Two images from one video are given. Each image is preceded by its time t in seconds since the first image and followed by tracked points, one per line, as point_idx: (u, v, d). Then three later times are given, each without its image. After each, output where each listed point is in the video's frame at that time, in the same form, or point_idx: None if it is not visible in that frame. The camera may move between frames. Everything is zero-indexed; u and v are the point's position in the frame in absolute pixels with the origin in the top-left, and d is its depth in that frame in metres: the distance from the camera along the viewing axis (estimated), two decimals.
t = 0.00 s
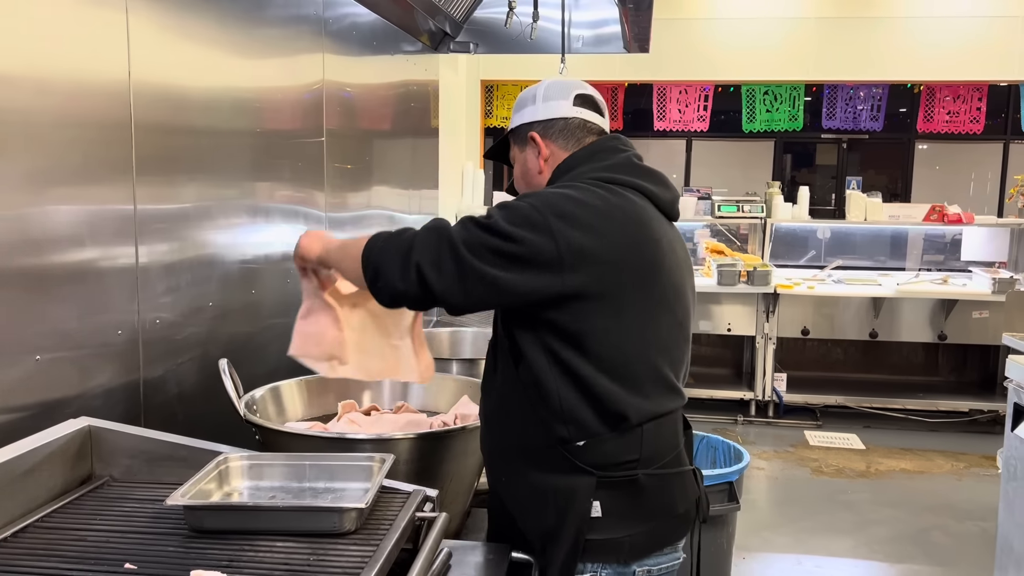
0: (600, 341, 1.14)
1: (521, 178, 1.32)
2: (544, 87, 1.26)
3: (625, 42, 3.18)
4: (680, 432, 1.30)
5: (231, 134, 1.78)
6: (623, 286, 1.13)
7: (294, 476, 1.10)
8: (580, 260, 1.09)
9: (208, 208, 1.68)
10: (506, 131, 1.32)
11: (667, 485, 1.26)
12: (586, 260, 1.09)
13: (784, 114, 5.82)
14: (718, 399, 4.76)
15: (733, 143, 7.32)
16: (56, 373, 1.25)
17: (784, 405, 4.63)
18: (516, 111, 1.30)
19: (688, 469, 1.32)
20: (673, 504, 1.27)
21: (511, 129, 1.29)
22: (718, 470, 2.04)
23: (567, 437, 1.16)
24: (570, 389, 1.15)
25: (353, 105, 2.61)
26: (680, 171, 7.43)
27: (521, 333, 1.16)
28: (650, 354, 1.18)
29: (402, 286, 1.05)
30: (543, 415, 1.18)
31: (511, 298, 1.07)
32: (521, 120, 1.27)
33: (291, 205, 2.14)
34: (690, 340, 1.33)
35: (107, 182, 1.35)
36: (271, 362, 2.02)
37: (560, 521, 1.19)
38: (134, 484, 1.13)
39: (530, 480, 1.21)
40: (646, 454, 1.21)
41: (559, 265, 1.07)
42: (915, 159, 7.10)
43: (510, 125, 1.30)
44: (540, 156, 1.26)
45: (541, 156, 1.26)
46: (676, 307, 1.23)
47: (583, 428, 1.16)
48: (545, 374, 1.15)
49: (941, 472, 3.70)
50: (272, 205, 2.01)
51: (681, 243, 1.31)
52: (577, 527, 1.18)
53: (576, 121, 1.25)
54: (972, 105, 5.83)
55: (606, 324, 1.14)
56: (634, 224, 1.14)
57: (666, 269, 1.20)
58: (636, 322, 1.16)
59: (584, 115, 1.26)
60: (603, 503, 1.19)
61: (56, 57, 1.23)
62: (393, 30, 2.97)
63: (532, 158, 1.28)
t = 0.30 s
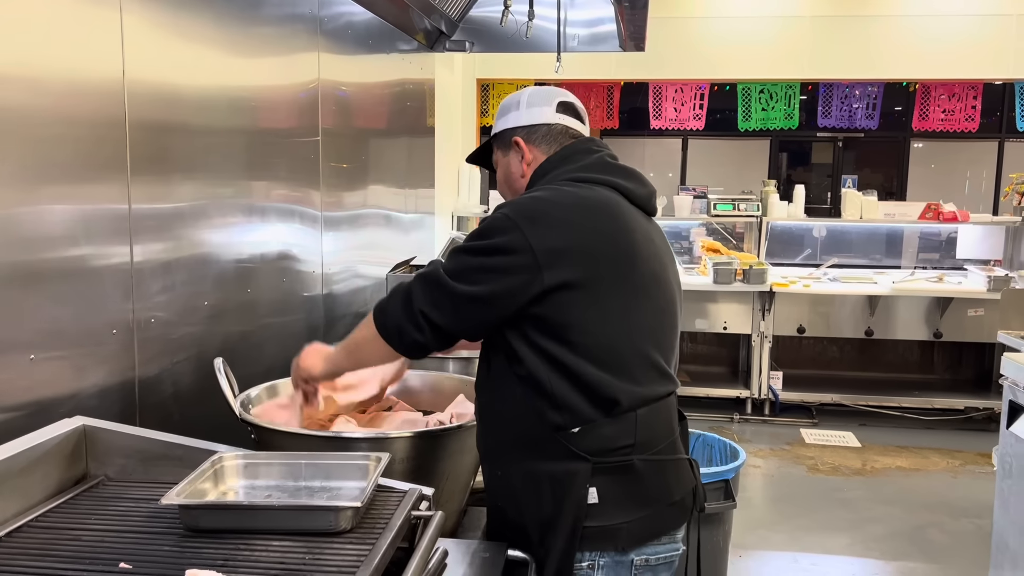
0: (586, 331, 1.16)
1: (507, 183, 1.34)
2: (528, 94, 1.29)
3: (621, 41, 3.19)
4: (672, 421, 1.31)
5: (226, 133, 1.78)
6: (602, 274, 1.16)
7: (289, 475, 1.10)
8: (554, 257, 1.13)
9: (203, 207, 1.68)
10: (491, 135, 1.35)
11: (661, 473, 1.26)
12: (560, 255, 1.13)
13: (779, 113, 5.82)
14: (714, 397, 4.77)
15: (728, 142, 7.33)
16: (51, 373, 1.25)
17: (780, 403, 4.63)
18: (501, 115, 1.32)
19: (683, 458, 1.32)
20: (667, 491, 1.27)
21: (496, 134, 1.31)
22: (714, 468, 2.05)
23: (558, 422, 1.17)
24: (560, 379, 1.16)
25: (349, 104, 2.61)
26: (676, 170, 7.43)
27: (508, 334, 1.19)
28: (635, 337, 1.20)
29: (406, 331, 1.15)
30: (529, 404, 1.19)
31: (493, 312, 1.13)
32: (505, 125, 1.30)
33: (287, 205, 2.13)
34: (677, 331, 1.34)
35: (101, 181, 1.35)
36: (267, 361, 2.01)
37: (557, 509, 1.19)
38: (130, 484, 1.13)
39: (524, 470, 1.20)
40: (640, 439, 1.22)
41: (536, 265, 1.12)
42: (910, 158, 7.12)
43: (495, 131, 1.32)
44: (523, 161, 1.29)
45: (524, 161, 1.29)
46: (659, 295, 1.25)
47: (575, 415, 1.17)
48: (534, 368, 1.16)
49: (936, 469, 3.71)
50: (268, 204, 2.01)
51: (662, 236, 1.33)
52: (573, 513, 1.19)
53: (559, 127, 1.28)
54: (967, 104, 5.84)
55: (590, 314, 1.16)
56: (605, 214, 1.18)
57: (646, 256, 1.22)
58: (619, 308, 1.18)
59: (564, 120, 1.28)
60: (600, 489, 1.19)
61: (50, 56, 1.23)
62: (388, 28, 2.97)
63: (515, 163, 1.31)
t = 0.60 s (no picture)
0: (596, 328, 1.17)
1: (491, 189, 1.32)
2: (506, 99, 1.27)
3: (616, 42, 3.19)
4: (679, 412, 1.32)
5: (221, 133, 1.77)
6: (609, 271, 1.17)
7: (285, 476, 1.09)
8: (563, 257, 1.13)
9: (198, 208, 1.68)
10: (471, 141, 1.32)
11: (672, 464, 1.27)
12: (569, 256, 1.13)
13: (775, 114, 5.83)
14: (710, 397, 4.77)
15: (724, 143, 7.34)
16: (46, 374, 1.24)
17: (776, 403, 4.63)
18: (481, 122, 1.30)
19: (692, 449, 1.34)
20: (679, 484, 1.29)
21: (478, 140, 1.29)
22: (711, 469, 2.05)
23: (571, 420, 1.17)
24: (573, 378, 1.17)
25: (345, 105, 2.61)
26: (672, 172, 7.44)
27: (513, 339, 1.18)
28: (641, 332, 1.21)
29: (420, 358, 1.12)
30: (540, 406, 1.18)
31: (505, 320, 1.11)
32: (489, 131, 1.28)
33: (282, 206, 2.13)
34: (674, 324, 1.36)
35: (96, 182, 1.34)
36: (263, 362, 2.01)
37: (573, 509, 1.19)
38: (125, 485, 1.13)
39: (535, 471, 1.19)
40: (652, 432, 1.23)
41: (547, 267, 1.12)
42: (905, 158, 7.13)
43: (476, 137, 1.30)
44: (510, 166, 1.28)
45: (512, 166, 1.28)
46: (660, 288, 1.26)
47: (589, 412, 1.17)
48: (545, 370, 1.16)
49: (932, 469, 3.71)
50: (263, 206, 2.01)
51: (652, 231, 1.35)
52: (591, 511, 1.19)
53: (542, 129, 1.28)
54: (962, 104, 5.86)
55: (599, 311, 1.17)
56: (607, 213, 1.19)
57: (645, 252, 1.24)
58: (625, 304, 1.19)
59: (545, 120, 1.28)
60: (616, 484, 1.20)
61: (44, 56, 1.22)
62: (384, 29, 2.97)
63: (501, 168, 1.29)
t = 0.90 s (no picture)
0: (665, 341, 1.15)
1: (505, 187, 1.21)
2: (525, 89, 1.16)
3: (611, 46, 3.18)
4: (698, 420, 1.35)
5: (215, 137, 1.77)
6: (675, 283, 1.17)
7: (278, 482, 1.09)
8: (655, 272, 1.10)
9: (192, 213, 1.67)
10: (482, 136, 1.20)
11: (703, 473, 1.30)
12: (657, 269, 1.11)
13: (769, 117, 5.85)
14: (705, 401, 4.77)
15: (719, 146, 7.35)
16: (38, 380, 1.24)
17: (771, 407, 4.64)
18: (495, 115, 1.18)
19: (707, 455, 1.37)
20: (709, 494, 1.31)
21: (497, 135, 1.17)
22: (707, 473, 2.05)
23: (621, 436, 1.16)
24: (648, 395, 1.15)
25: (339, 109, 2.61)
26: (667, 175, 7.45)
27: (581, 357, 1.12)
28: (689, 343, 1.22)
29: (552, 396, 1.00)
30: (594, 422, 1.16)
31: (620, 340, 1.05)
32: (509, 125, 1.16)
33: (276, 210, 2.13)
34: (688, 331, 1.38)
35: (89, 187, 1.34)
36: (257, 367, 2.01)
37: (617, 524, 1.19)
38: (117, 492, 1.12)
39: (576, 488, 1.18)
40: (691, 444, 1.25)
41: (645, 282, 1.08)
42: (899, 162, 7.16)
43: (491, 131, 1.18)
44: (536, 165, 1.18)
45: (537, 164, 1.18)
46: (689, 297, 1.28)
47: (641, 426, 1.17)
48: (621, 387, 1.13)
49: (927, 472, 3.72)
50: (257, 210, 2.00)
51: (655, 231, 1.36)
52: (635, 526, 1.20)
53: (566, 127, 1.19)
54: (955, 108, 5.88)
55: (669, 325, 1.15)
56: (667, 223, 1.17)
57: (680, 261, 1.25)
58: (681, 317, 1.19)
59: (568, 118, 1.19)
60: (658, 498, 1.21)
61: (37, 59, 1.22)
62: (378, 33, 2.97)
63: (522, 167, 1.18)
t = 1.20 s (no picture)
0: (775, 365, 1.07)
1: (569, 193, 1.05)
2: (600, 82, 1.02)
3: (604, 53, 3.19)
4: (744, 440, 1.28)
5: (208, 145, 1.77)
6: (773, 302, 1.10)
7: (269, 490, 1.09)
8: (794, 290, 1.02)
9: (184, 219, 1.68)
10: (545, 132, 1.04)
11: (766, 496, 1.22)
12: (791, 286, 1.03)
13: (762, 124, 5.87)
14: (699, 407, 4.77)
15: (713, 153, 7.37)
16: (28, 388, 1.24)
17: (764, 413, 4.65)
18: (561, 109, 1.03)
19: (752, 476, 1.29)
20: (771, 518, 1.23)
21: (565, 132, 1.02)
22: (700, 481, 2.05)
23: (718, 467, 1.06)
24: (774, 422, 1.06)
25: (333, 116, 2.62)
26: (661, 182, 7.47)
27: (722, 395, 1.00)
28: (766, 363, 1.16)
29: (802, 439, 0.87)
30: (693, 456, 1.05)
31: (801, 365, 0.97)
32: (580, 122, 1.01)
33: (270, 217, 2.13)
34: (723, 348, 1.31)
35: (80, 194, 1.34)
36: (250, 374, 2.01)
37: (705, 561, 1.08)
38: (107, 501, 1.12)
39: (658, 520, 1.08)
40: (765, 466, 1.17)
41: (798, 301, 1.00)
42: (892, 168, 7.19)
43: (556, 127, 1.03)
44: (610, 170, 1.02)
45: (609, 169, 1.02)
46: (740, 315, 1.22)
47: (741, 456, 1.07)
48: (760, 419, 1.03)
49: (920, 478, 3.72)
50: (250, 217, 2.00)
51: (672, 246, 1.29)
52: (721, 563, 1.09)
53: (644, 128, 1.04)
54: (946, 115, 5.90)
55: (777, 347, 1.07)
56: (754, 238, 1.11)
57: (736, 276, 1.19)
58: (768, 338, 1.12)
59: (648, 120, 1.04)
60: (744, 531, 1.11)
61: (28, 67, 1.22)
62: (373, 40, 2.97)
63: (592, 171, 1.02)
